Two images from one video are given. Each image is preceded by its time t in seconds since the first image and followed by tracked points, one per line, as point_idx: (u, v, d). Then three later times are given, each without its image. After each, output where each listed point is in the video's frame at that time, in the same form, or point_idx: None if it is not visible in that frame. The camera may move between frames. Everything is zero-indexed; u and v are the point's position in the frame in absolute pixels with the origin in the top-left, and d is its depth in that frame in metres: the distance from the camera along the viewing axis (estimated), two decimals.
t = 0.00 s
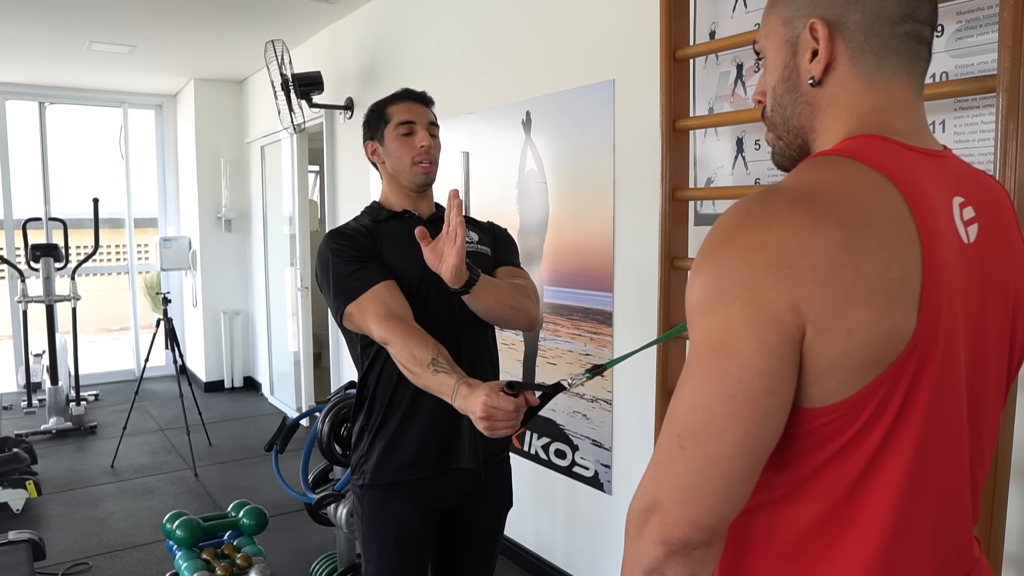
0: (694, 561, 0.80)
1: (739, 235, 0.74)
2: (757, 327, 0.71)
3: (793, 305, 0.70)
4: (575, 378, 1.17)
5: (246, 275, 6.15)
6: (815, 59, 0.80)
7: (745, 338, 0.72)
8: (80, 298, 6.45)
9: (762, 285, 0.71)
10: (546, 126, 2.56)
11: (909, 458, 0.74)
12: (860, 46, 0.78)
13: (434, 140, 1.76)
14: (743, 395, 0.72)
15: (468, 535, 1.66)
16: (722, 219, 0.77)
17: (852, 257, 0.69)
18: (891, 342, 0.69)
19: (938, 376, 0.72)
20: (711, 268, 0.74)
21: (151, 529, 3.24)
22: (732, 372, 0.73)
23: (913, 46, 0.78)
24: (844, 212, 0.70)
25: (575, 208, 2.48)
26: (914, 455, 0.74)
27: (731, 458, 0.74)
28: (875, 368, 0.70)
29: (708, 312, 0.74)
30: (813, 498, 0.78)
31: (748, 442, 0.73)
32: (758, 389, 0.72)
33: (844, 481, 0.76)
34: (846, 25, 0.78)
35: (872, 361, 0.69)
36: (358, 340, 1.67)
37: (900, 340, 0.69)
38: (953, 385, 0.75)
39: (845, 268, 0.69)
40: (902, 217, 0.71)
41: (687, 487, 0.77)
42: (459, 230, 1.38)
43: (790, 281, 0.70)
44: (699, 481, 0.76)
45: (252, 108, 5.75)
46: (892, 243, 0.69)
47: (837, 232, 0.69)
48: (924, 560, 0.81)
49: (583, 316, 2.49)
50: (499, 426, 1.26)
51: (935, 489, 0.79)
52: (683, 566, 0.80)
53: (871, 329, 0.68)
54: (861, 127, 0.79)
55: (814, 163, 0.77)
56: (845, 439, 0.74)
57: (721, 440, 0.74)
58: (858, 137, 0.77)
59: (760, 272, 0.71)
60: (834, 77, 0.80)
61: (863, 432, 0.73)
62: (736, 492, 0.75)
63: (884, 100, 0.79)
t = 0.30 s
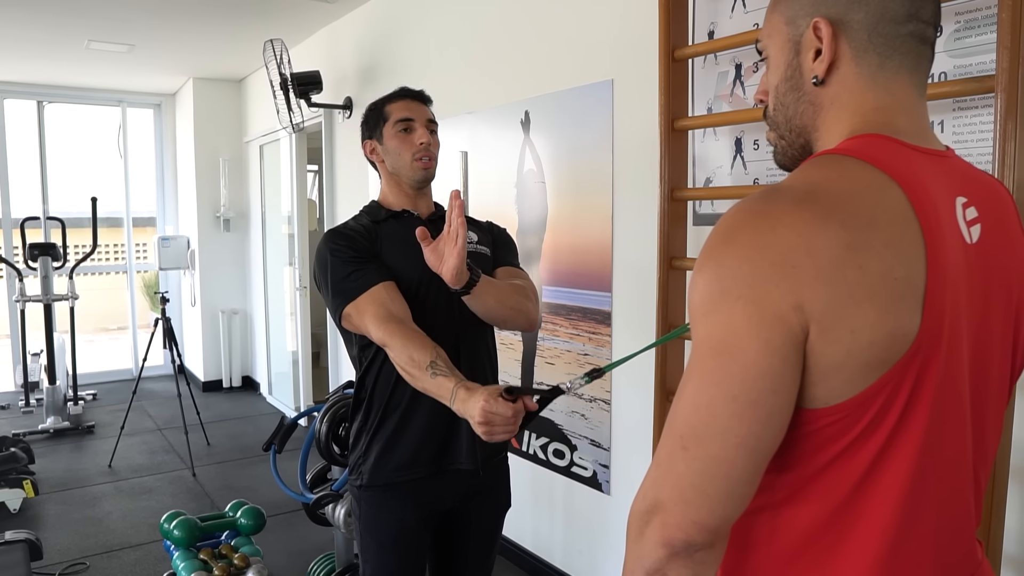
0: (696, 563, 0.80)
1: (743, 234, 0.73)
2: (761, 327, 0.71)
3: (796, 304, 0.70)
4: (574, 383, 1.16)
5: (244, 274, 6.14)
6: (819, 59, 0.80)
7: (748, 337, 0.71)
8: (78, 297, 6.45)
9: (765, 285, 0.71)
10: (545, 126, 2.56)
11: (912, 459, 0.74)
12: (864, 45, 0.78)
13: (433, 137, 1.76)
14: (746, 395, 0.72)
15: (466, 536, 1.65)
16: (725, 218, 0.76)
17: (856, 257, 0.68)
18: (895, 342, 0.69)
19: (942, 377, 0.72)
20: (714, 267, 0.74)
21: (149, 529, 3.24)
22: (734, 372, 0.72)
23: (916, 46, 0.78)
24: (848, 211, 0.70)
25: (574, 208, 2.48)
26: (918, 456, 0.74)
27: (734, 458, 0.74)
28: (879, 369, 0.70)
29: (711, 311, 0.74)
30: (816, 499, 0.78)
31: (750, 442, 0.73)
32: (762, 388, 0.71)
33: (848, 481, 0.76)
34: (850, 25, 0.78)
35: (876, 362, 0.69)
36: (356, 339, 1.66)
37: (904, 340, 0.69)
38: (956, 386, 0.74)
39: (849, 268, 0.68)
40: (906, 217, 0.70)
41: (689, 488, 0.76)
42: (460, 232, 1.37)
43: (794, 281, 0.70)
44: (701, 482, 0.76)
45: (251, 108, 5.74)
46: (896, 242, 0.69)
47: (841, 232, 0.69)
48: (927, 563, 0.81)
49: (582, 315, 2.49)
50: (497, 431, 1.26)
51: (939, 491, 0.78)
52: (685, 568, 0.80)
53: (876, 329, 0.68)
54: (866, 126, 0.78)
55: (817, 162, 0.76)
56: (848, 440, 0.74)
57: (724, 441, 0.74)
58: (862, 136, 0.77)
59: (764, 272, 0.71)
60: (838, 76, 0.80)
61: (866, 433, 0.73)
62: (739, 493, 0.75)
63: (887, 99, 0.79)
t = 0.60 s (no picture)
0: (696, 568, 0.79)
1: (743, 238, 0.73)
2: (761, 331, 0.71)
3: (797, 308, 0.70)
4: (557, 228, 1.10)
5: (240, 277, 6.13)
6: (818, 63, 0.80)
7: (748, 341, 0.71)
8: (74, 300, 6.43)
9: (766, 289, 0.71)
10: (542, 129, 2.56)
11: (912, 463, 0.74)
12: (864, 50, 0.78)
13: (427, 142, 1.76)
14: (746, 400, 0.72)
15: (462, 539, 1.65)
16: (725, 222, 0.76)
17: (856, 261, 0.69)
18: (895, 347, 0.69)
19: (942, 382, 0.72)
20: (713, 272, 0.74)
21: (143, 532, 3.23)
22: (735, 377, 0.72)
23: (917, 50, 0.78)
24: (847, 215, 0.70)
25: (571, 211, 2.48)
26: (918, 461, 0.74)
27: (734, 463, 0.74)
28: (879, 373, 0.70)
29: (712, 316, 0.74)
30: (816, 505, 0.78)
31: (751, 447, 0.73)
32: (762, 393, 0.71)
33: (848, 486, 0.76)
34: (850, 29, 0.78)
35: (876, 367, 0.69)
36: (351, 339, 1.66)
37: (904, 345, 0.69)
38: (956, 390, 0.74)
39: (849, 272, 0.68)
40: (906, 222, 0.70)
41: (690, 493, 0.76)
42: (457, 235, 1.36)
43: (794, 285, 0.69)
44: (701, 487, 0.75)
45: (247, 110, 5.74)
46: (896, 246, 0.69)
47: (841, 236, 0.69)
48: (927, 569, 0.81)
49: (577, 318, 2.49)
50: (508, 220, 1.07)
51: (939, 495, 0.78)
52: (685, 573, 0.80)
53: (876, 333, 0.68)
54: (865, 129, 0.78)
55: (817, 166, 0.76)
56: (848, 445, 0.74)
57: (724, 446, 0.74)
58: (861, 140, 0.77)
59: (763, 276, 0.71)
60: (838, 80, 0.80)
61: (867, 437, 0.73)
62: (739, 498, 0.75)
63: (888, 103, 0.79)
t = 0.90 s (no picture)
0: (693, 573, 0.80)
1: (738, 242, 0.74)
2: (756, 336, 0.71)
3: (792, 312, 0.70)
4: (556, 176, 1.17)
5: (235, 280, 6.12)
6: (813, 68, 0.81)
7: (744, 346, 0.72)
8: (68, 303, 6.41)
9: (762, 293, 0.71)
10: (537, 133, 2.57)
11: (909, 467, 0.74)
12: (858, 55, 0.79)
13: (422, 146, 1.77)
14: (742, 405, 0.72)
15: (458, 543, 1.64)
16: (720, 226, 0.77)
17: (851, 265, 0.69)
18: (891, 351, 0.69)
19: (937, 385, 0.72)
20: (709, 277, 0.74)
21: (137, 537, 3.21)
22: (731, 381, 0.73)
23: (910, 55, 0.79)
24: (842, 219, 0.71)
25: (566, 215, 2.48)
26: (914, 464, 0.74)
27: (730, 468, 0.74)
28: (875, 377, 0.70)
29: (708, 321, 0.74)
30: (814, 509, 0.78)
31: (747, 452, 0.73)
32: (758, 398, 0.72)
33: (844, 490, 0.76)
34: (844, 34, 0.79)
35: (872, 370, 0.70)
36: (346, 342, 1.66)
37: (900, 349, 0.70)
38: (951, 394, 0.75)
39: (844, 276, 0.69)
40: (901, 226, 0.71)
41: (686, 498, 0.77)
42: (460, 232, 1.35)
43: (790, 289, 0.70)
44: (698, 492, 0.76)
45: (242, 113, 5.73)
46: (891, 250, 0.70)
47: (836, 240, 0.70)
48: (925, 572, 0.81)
49: (572, 322, 2.50)
50: (501, 154, 1.08)
51: (935, 499, 0.79)
52: None
53: (871, 337, 0.69)
54: (860, 134, 0.79)
55: (812, 170, 0.77)
56: (845, 449, 0.74)
57: (720, 451, 0.74)
58: (856, 145, 0.77)
59: (759, 280, 0.71)
60: (832, 85, 0.80)
61: (863, 441, 0.73)
62: (735, 503, 0.75)
63: (881, 109, 0.79)
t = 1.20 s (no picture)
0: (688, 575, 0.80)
1: (734, 244, 0.74)
2: (752, 338, 0.71)
3: (788, 314, 0.71)
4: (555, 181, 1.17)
5: (231, 282, 6.11)
6: (809, 70, 0.81)
7: (740, 348, 0.72)
8: (65, 306, 6.40)
9: (758, 295, 0.71)
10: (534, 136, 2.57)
11: (906, 468, 0.75)
12: (855, 58, 0.79)
13: (421, 149, 1.77)
14: (738, 406, 0.73)
15: (456, 545, 1.64)
16: (717, 228, 0.77)
17: (847, 267, 0.70)
18: (887, 352, 0.70)
19: (934, 386, 0.73)
20: (705, 278, 0.75)
21: (133, 540, 3.21)
22: (727, 382, 0.73)
23: (907, 59, 0.80)
24: (838, 221, 0.71)
25: (562, 217, 2.49)
26: (912, 465, 0.75)
27: (726, 470, 0.75)
28: (872, 379, 0.71)
29: (705, 322, 0.74)
30: (811, 510, 0.79)
31: (743, 453, 0.74)
32: (754, 399, 0.72)
33: (842, 491, 0.77)
34: (841, 37, 0.79)
35: (868, 372, 0.70)
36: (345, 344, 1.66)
37: (896, 351, 0.70)
38: (948, 395, 0.75)
39: (840, 278, 0.70)
40: (897, 228, 0.72)
41: (682, 500, 0.77)
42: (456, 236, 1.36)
43: (787, 290, 0.70)
44: (694, 494, 0.76)
45: (239, 115, 5.73)
46: (887, 251, 0.70)
47: (832, 242, 0.70)
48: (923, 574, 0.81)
49: (569, 324, 2.50)
50: (498, 161, 1.09)
51: (933, 501, 0.79)
52: None
53: (867, 338, 0.69)
54: (856, 137, 0.79)
55: (809, 172, 0.77)
56: (842, 450, 0.74)
57: (715, 452, 0.74)
58: (852, 147, 0.78)
59: (756, 281, 0.72)
60: (829, 87, 0.81)
61: (861, 442, 0.74)
62: (731, 505, 0.76)
63: (878, 112, 0.80)
